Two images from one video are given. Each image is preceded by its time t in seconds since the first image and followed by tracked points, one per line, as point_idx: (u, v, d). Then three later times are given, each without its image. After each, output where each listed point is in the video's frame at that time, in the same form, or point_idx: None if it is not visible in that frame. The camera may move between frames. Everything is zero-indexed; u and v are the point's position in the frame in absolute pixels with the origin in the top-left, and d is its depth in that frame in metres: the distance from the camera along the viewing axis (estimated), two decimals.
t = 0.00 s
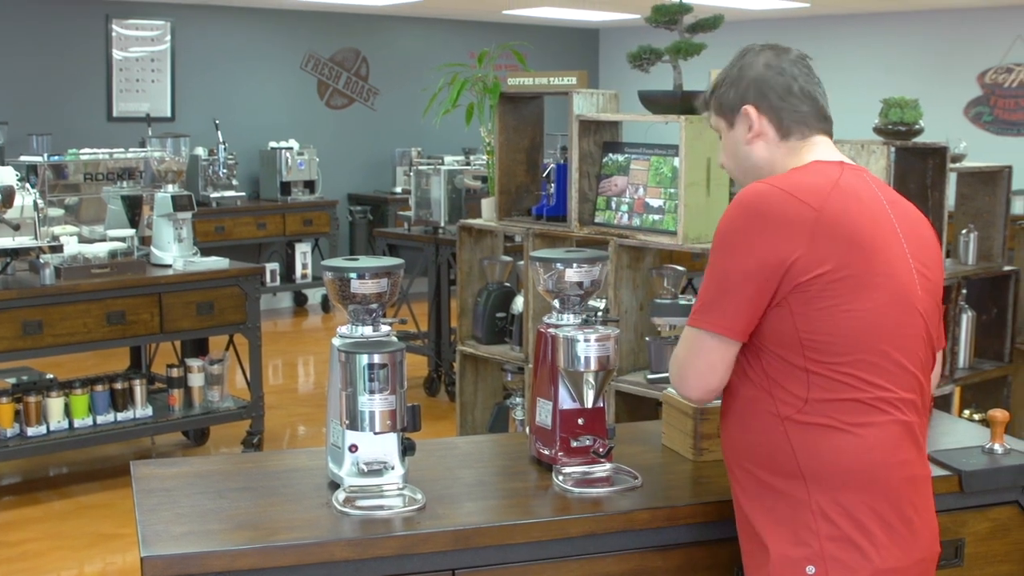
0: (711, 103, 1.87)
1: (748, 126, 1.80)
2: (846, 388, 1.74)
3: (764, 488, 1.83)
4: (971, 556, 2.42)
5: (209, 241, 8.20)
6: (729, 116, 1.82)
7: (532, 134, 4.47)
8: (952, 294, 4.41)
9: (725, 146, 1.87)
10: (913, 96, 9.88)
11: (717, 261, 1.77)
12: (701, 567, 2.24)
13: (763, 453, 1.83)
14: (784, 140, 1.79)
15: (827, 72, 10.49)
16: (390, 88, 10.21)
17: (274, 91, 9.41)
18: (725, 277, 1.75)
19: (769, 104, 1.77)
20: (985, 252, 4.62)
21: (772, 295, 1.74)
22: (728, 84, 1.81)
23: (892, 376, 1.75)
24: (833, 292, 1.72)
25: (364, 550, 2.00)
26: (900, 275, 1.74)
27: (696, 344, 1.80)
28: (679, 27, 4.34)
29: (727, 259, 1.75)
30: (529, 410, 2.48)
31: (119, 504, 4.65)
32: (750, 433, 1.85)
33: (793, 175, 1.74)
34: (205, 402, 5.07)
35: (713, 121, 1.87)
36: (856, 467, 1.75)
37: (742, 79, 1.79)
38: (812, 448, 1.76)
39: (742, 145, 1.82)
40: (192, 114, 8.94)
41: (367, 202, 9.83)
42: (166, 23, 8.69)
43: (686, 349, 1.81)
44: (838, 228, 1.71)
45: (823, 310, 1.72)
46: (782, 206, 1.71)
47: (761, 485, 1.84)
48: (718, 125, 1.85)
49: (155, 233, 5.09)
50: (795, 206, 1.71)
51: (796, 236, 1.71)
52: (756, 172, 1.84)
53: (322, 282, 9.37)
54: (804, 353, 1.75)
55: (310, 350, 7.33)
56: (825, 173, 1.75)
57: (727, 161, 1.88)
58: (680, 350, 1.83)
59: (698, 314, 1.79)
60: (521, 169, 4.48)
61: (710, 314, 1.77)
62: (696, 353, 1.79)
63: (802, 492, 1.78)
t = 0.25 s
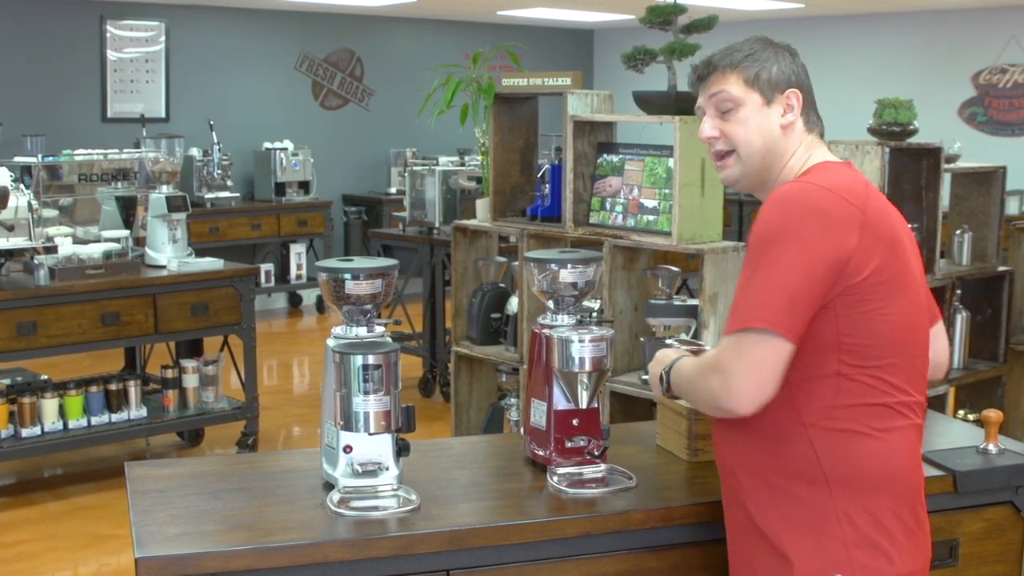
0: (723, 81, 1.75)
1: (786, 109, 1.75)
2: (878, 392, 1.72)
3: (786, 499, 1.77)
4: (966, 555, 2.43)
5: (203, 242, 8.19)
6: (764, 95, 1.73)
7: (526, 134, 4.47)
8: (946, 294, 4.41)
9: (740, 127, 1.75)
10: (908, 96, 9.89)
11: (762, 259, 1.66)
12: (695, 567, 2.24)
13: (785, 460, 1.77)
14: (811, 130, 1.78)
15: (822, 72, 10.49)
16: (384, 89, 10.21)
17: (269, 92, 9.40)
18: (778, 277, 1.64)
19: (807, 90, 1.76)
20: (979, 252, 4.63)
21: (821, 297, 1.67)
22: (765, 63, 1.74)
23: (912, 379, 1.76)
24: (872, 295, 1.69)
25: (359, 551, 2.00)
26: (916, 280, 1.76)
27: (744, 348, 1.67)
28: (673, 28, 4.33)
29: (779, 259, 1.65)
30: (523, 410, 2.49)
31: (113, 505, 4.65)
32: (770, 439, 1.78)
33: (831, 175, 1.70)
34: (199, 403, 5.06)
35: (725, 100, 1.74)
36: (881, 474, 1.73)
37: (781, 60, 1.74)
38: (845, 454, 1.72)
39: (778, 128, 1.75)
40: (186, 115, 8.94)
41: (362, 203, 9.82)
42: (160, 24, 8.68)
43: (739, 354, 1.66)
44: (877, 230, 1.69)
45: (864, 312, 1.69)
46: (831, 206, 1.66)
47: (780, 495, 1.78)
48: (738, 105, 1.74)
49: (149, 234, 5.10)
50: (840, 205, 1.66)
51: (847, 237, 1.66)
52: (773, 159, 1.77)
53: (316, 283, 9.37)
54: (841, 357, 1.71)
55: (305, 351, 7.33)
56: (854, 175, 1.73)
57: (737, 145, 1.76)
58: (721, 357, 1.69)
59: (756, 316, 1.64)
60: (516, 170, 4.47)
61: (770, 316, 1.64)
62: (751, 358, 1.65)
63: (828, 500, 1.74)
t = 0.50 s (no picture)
0: (735, 75, 1.65)
1: (799, 114, 1.67)
2: (907, 414, 1.67)
3: (820, 529, 1.66)
4: (955, 557, 2.43)
5: (193, 244, 8.18)
6: (778, 96, 1.65)
7: (517, 136, 4.46)
8: (937, 296, 4.42)
9: (750, 126, 1.65)
10: (898, 98, 9.91)
11: (846, 279, 1.52)
12: (685, 569, 2.24)
13: (822, 487, 1.66)
14: (813, 141, 1.72)
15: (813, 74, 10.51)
16: (375, 91, 10.21)
17: (260, 93, 9.40)
18: (870, 300, 1.50)
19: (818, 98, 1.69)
20: (969, 254, 4.64)
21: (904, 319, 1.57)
22: (782, 62, 1.66)
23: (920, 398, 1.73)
24: (917, 313, 1.63)
25: (348, 553, 1.99)
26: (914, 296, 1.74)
27: (839, 380, 1.52)
28: (663, 30, 4.33)
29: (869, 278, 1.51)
30: (512, 412, 2.49)
31: (104, 508, 4.64)
32: (804, 463, 1.67)
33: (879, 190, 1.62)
34: (189, 405, 5.07)
35: (736, 95, 1.65)
36: (905, 493, 1.68)
37: (797, 63, 1.67)
38: (880, 479, 1.65)
39: (790, 132, 1.67)
40: (176, 117, 8.92)
41: (352, 205, 9.82)
42: (151, 26, 8.68)
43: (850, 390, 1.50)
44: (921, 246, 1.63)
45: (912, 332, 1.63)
46: (901, 222, 1.57)
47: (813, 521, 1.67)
48: (751, 103, 1.64)
49: (139, 237, 5.11)
50: (903, 221, 1.58)
51: (915, 255, 1.58)
52: (778, 166, 1.69)
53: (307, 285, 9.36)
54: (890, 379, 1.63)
55: (296, 353, 7.32)
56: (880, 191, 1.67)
57: (745, 145, 1.66)
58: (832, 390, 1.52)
59: (865, 344, 1.50)
60: (506, 172, 4.47)
61: (874, 342, 1.50)
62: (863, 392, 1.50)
63: (859, 527, 1.65)
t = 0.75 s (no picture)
0: (763, 69, 1.54)
1: (820, 118, 1.58)
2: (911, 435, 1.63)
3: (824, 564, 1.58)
4: (940, 558, 2.44)
5: (179, 248, 8.17)
6: (804, 98, 1.55)
7: (502, 140, 4.48)
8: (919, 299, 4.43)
9: (774, 126, 1.54)
10: (883, 101, 9.94)
11: (923, 304, 1.42)
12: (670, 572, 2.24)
13: (825, 520, 1.58)
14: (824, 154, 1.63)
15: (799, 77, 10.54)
16: (361, 94, 10.22)
17: (247, 96, 9.39)
18: (944, 325, 1.41)
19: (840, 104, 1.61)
20: (954, 256, 4.67)
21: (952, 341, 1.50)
22: (812, 62, 1.56)
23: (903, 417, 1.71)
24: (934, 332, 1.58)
25: (334, 557, 1.99)
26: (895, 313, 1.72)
27: (926, 412, 1.40)
28: (648, 34, 4.33)
29: (947, 303, 1.42)
30: (498, 416, 2.49)
31: (90, 512, 4.62)
32: (813, 496, 1.59)
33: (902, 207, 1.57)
34: (176, 409, 5.06)
35: (761, 91, 1.54)
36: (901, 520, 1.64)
37: (825, 64, 1.58)
38: (886, 503, 1.60)
39: (809, 139, 1.57)
40: (163, 120, 8.91)
41: (339, 208, 9.81)
42: (136, 29, 8.67)
43: (942, 423, 1.39)
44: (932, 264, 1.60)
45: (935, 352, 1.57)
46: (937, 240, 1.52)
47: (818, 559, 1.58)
48: (777, 101, 1.54)
49: (125, 240, 5.10)
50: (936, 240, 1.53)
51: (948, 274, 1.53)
52: (793, 173, 1.59)
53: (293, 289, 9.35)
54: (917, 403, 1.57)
55: (282, 356, 7.33)
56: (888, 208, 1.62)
57: (766, 145, 1.55)
58: (920, 423, 1.40)
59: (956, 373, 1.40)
60: (491, 176, 4.48)
61: (960, 370, 1.41)
62: (955, 424, 1.40)
63: (862, 560, 1.58)
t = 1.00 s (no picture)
0: (773, 69, 1.50)
1: (824, 122, 1.54)
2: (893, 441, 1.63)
3: None
4: (932, 558, 2.44)
5: (171, 249, 8.17)
6: (812, 101, 1.51)
7: (495, 141, 4.46)
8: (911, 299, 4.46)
9: (781, 129, 1.49)
10: (875, 102, 9.96)
11: (955, 328, 1.40)
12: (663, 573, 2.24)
13: (829, 535, 1.53)
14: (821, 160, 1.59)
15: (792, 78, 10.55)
16: (353, 95, 10.23)
17: (239, 97, 9.39)
18: (969, 346, 1.41)
19: (841, 109, 1.57)
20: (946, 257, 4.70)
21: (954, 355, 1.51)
22: (821, 63, 1.52)
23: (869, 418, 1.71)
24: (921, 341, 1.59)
25: (326, 558, 1.99)
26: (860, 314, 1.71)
27: (962, 435, 1.39)
28: (641, 36, 4.32)
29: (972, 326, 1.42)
30: (492, 417, 2.49)
31: (82, 513, 4.62)
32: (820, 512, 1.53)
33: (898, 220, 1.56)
34: (168, 410, 5.06)
35: (770, 91, 1.49)
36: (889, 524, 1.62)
37: (832, 66, 1.54)
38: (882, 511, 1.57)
39: (812, 142, 1.53)
40: (155, 121, 8.90)
41: (330, 209, 9.81)
42: (128, 30, 8.67)
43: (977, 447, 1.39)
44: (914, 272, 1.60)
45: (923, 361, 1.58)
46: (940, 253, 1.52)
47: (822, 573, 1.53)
48: (786, 103, 1.49)
49: (117, 241, 5.09)
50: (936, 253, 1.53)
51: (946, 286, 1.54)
52: (796, 179, 1.54)
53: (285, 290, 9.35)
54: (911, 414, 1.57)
55: (275, 357, 7.32)
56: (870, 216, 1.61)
57: (773, 148, 1.49)
58: (955, 447, 1.39)
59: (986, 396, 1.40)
60: (484, 177, 4.48)
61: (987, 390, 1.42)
62: (986, 445, 1.40)
63: (863, 567, 1.55)
